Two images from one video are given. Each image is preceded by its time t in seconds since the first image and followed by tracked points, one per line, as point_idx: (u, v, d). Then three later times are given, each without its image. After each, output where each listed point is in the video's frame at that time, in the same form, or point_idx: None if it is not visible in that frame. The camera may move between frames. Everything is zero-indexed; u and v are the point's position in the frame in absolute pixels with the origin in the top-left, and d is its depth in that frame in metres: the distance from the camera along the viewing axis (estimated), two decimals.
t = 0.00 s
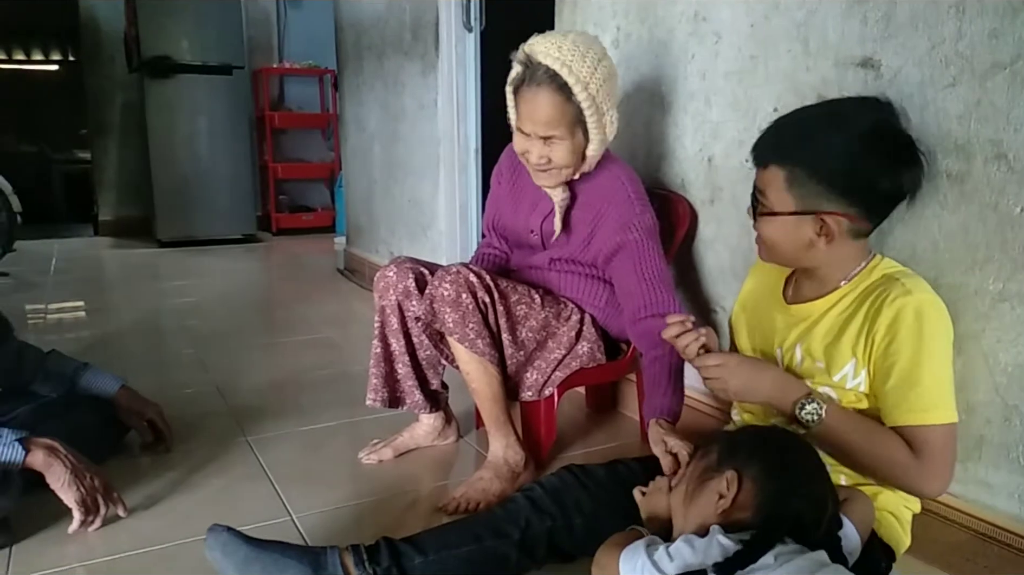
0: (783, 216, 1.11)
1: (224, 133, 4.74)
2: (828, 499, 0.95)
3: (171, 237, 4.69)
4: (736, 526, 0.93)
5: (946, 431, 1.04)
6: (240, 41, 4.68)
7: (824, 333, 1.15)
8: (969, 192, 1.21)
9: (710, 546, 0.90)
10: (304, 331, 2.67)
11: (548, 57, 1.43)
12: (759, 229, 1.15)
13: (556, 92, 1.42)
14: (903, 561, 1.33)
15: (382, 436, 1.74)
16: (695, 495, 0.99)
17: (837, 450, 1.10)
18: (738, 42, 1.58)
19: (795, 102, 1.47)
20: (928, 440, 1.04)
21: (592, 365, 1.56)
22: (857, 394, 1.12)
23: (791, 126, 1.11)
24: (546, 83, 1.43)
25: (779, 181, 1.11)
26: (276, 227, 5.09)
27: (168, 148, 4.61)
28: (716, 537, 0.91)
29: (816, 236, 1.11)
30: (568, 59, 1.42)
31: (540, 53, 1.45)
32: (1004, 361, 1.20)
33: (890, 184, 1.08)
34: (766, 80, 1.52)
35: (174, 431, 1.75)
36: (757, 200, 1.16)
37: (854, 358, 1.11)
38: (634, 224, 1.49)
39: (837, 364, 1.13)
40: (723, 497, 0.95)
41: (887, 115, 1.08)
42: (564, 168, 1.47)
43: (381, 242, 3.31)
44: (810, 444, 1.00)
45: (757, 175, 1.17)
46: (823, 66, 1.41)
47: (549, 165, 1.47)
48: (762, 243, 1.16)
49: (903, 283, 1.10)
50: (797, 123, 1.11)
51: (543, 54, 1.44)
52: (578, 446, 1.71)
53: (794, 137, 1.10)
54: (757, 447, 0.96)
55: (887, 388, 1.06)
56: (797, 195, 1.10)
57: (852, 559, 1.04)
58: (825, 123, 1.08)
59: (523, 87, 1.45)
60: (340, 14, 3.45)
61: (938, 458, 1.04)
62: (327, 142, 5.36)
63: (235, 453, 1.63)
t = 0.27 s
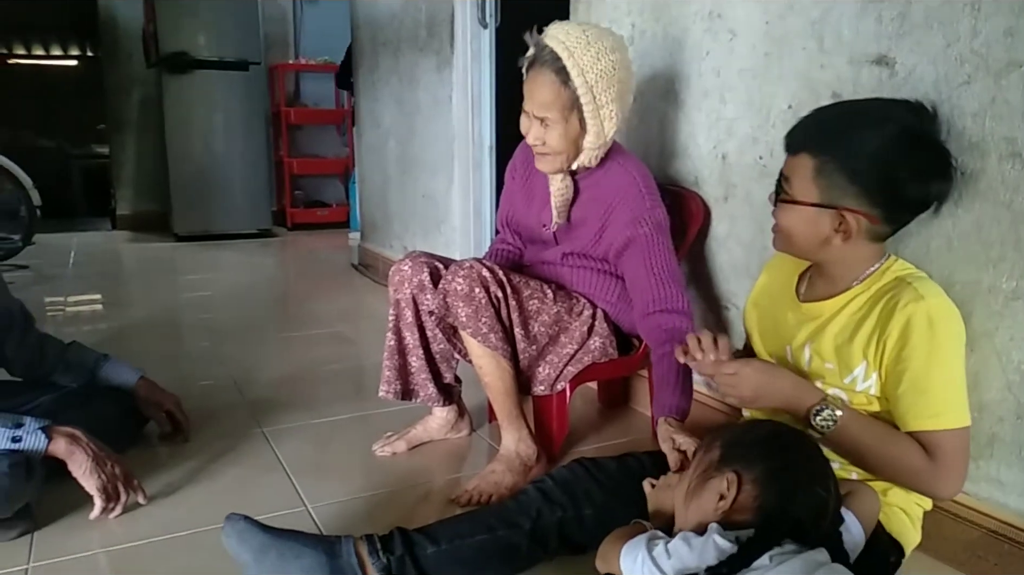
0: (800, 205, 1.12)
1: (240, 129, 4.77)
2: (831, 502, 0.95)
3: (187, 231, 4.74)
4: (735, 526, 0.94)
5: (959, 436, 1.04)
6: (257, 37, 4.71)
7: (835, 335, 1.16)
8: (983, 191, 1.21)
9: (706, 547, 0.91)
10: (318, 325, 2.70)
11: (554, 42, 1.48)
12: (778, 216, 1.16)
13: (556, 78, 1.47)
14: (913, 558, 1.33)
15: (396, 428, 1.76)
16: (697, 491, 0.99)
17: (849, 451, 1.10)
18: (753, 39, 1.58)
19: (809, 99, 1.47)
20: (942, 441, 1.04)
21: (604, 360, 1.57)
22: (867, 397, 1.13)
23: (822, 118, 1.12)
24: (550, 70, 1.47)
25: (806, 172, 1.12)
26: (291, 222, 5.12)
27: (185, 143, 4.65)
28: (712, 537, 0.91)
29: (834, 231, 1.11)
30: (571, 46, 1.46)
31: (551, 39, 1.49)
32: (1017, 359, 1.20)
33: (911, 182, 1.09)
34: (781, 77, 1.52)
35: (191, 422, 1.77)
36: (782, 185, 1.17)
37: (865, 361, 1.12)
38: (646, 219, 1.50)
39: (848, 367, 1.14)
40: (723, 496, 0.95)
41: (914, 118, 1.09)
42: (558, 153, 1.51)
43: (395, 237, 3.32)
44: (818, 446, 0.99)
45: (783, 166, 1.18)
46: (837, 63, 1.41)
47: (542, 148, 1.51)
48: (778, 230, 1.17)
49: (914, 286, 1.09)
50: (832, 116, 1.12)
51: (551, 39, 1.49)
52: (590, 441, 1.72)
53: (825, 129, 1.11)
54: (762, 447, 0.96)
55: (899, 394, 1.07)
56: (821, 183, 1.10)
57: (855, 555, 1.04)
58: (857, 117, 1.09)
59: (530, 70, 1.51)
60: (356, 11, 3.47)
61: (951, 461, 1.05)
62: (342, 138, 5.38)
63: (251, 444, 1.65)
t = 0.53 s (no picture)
0: (816, 210, 1.13)
1: (256, 132, 4.81)
2: (845, 507, 0.96)
3: (204, 234, 4.78)
4: (750, 529, 0.95)
5: (977, 437, 1.05)
6: (272, 42, 4.75)
7: (850, 338, 1.16)
8: (997, 194, 1.21)
9: (718, 551, 0.92)
10: (333, 327, 2.72)
11: (568, 44, 1.49)
12: (791, 221, 1.17)
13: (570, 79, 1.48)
14: (926, 560, 1.34)
15: (410, 429, 1.78)
16: (714, 492, 0.99)
17: (865, 453, 1.10)
18: (765, 43, 1.59)
19: (821, 102, 1.47)
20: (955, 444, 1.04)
21: (616, 362, 1.58)
22: (882, 400, 1.13)
23: (838, 121, 1.12)
24: (564, 72, 1.49)
25: (822, 175, 1.12)
26: (306, 225, 5.16)
27: (202, 147, 4.70)
28: (723, 541, 0.92)
29: (849, 236, 1.12)
30: (585, 48, 1.47)
31: (563, 40, 1.50)
32: None
33: (929, 184, 1.08)
34: (794, 80, 1.53)
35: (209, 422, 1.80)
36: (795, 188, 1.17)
37: (880, 364, 1.12)
38: (655, 218, 1.51)
39: (863, 370, 1.15)
40: (740, 499, 0.95)
41: (928, 120, 1.08)
42: (572, 153, 1.52)
43: (410, 240, 3.34)
44: (833, 448, 0.99)
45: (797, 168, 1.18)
46: (850, 66, 1.41)
47: (557, 149, 1.52)
48: (791, 233, 1.18)
49: (927, 288, 1.10)
50: (847, 118, 1.11)
51: (565, 41, 1.50)
52: (603, 443, 1.73)
53: (840, 132, 1.10)
54: (779, 450, 0.96)
55: (915, 397, 1.07)
56: (837, 190, 1.10)
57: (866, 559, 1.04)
58: (873, 120, 1.08)
59: (545, 73, 1.52)
60: (371, 15, 3.50)
61: (967, 463, 1.05)
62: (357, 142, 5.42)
63: (267, 444, 1.67)
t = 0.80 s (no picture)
0: (823, 216, 1.13)
1: (270, 133, 4.84)
2: (851, 504, 0.96)
3: (219, 234, 4.82)
4: (755, 524, 0.95)
5: (987, 438, 1.05)
6: (287, 43, 4.78)
7: (858, 339, 1.17)
8: (1010, 193, 1.21)
9: (723, 545, 0.93)
10: (347, 327, 2.74)
11: (599, 50, 1.48)
12: (798, 226, 1.17)
13: (604, 80, 1.47)
14: (938, 559, 1.34)
15: (424, 428, 1.79)
16: (719, 487, 1.00)
17: (876, 454, 1.11)
18: (779, 43, 1.59)
19: (834, 103, 1.47)
20: (967, 443, 1.05)
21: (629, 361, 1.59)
22: (892, 400, 1.14)
23: (847, 127, 1.12)
24: (595, 75, 1.48)
25: (830, 181, 1.12)
26: (320, 226, 5.19)
27: (217, 148, 4.74)
28: (728, 536, 0.93)
29: (857, 242, 1.12)
30: (615, 48, 1.47)
31: (588, 47, 1.49)
32: None
33: (940, 191, 1.09)
34: (807, 81, 1.53)
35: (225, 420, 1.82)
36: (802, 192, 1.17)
37: (888, 365, 1.13)
38: (669, 217, 1.51)
39: (872, 371, 1.15)
40: (744, 493, 0.96)
41: (938, 125, 1.07)
42: (614, 156, 1.52)
43: (423, 240, 3.36)
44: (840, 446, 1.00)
45: (805, 172, 1.18)
46: (863, 67, 1.41)
47: (599, 155, 1.52)
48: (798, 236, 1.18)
49: (935, 289, 1.10)
50: (857, 124, 1.11)
51: (592, 47, 1.49)
52: (615, 442, 1.74)
53: (848, 139, 1.11)
54: (783, 446, 0.97)
55: (924, 398, 1.07)
56: (845, 198, 1.11)
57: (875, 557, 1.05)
58: (882, 127, 1.08)
59: (574, 79, 1.50)
60: (385, 16, 3.52)
61: (978, 464, 1.05)
62: (370, 143, 5.44)
63: (282, 441, 1.69)
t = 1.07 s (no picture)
0: (827, 222, 1.13)
1: (280, 131, 4.86)
2: (854, 504, 0.96)
3: (228, 231, 4.85)
4: (758, 521, 0.96)
5: (992, 440, 1.05)
6: (297, 42, 4.80)
7: (863, 341, 1.17)
8: (1019, 196, 1.22)
9: (727, 543, 0.93)
10: (356, 324, 2.76)
11: (621, 60, 1.48)
12: (804, 230, 1.17)
13: (627, 89, 1.47)
14: (943, 560, 1.34)
15: (432, 425, 1.80)
16: (724, 485, 1.01)
17: (880, 456, 1.11)
18: (788, 45, 1.60)
19: (844, 105, 1.48)
20: (973, 444, 1.05)
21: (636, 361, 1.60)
22: (896, 402, 1.15)
23: (853, 134, 1.12)
24: (618, 84, 1.47)
25: (834, 188, 1.12)
26: (329, 224, 5.22)
27: (227, 145, 4.76)
28: (732, 534, 0.93)
29: (861, 247, 1.13)
30: (636, 57, 1.48)
31: (609, 58, 1.49)
32: None
33: (946, 201, 1.08)
34: (816, 83, 1.54)
35: (235, 415, 1.84)
36: (808, 196, 1.17)
37: (893, 367, 1.13)
38: (678, 219, 1.52)
39: (876, 373, 1.16)
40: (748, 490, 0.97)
41: (943, 132, 1.07)
42: (634, 163, 1.53)
43: (431, 239, 3.37)
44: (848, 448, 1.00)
45: (811, 176, 1.18)
46: (873, 69, 1.42)
47: (621, 163, 1.52)
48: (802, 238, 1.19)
49: (940, 292, 1.11)
50: (863, 130, 1.11)
51: (614, 57, 1.48)
52: (622, 441, 1.75)
53: (853, 145, 1.11)
54: (789, 445, 0.98)
55: (928, 401, 1.08)
56: (849, 206, 1.11)
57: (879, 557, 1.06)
58: (887, 134, 1.09)
59: (596, 90, 1.48)
60: (395, 15, 3.53)
61: (983, 466, 1.05)
62: (379, 141, 5.46)
63: (292, 437, 1.71)
